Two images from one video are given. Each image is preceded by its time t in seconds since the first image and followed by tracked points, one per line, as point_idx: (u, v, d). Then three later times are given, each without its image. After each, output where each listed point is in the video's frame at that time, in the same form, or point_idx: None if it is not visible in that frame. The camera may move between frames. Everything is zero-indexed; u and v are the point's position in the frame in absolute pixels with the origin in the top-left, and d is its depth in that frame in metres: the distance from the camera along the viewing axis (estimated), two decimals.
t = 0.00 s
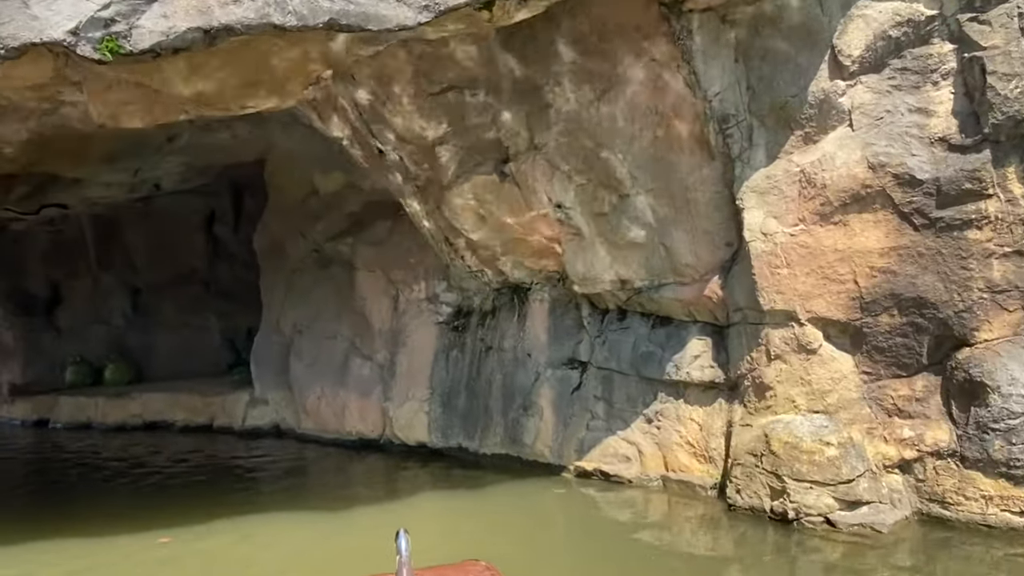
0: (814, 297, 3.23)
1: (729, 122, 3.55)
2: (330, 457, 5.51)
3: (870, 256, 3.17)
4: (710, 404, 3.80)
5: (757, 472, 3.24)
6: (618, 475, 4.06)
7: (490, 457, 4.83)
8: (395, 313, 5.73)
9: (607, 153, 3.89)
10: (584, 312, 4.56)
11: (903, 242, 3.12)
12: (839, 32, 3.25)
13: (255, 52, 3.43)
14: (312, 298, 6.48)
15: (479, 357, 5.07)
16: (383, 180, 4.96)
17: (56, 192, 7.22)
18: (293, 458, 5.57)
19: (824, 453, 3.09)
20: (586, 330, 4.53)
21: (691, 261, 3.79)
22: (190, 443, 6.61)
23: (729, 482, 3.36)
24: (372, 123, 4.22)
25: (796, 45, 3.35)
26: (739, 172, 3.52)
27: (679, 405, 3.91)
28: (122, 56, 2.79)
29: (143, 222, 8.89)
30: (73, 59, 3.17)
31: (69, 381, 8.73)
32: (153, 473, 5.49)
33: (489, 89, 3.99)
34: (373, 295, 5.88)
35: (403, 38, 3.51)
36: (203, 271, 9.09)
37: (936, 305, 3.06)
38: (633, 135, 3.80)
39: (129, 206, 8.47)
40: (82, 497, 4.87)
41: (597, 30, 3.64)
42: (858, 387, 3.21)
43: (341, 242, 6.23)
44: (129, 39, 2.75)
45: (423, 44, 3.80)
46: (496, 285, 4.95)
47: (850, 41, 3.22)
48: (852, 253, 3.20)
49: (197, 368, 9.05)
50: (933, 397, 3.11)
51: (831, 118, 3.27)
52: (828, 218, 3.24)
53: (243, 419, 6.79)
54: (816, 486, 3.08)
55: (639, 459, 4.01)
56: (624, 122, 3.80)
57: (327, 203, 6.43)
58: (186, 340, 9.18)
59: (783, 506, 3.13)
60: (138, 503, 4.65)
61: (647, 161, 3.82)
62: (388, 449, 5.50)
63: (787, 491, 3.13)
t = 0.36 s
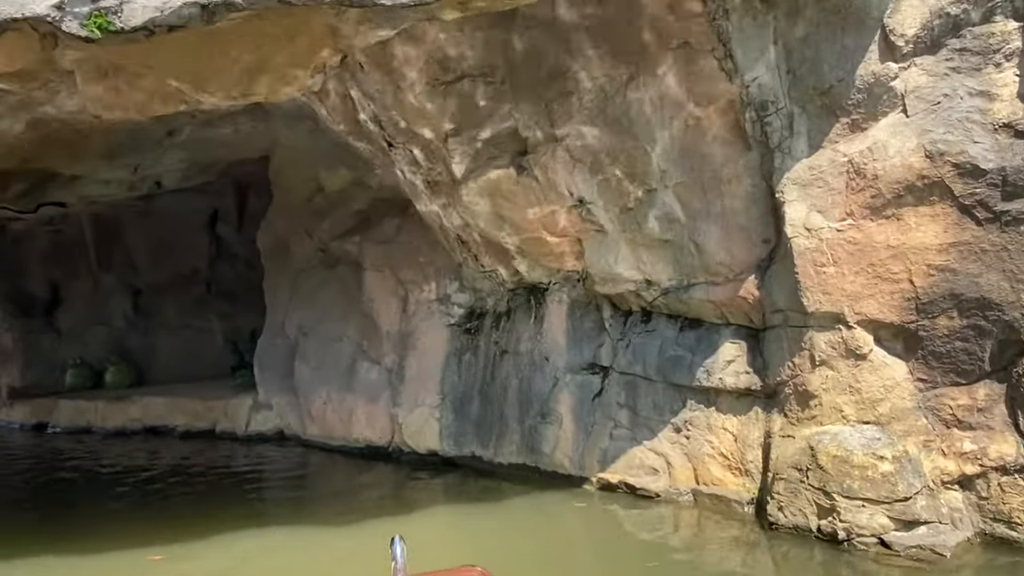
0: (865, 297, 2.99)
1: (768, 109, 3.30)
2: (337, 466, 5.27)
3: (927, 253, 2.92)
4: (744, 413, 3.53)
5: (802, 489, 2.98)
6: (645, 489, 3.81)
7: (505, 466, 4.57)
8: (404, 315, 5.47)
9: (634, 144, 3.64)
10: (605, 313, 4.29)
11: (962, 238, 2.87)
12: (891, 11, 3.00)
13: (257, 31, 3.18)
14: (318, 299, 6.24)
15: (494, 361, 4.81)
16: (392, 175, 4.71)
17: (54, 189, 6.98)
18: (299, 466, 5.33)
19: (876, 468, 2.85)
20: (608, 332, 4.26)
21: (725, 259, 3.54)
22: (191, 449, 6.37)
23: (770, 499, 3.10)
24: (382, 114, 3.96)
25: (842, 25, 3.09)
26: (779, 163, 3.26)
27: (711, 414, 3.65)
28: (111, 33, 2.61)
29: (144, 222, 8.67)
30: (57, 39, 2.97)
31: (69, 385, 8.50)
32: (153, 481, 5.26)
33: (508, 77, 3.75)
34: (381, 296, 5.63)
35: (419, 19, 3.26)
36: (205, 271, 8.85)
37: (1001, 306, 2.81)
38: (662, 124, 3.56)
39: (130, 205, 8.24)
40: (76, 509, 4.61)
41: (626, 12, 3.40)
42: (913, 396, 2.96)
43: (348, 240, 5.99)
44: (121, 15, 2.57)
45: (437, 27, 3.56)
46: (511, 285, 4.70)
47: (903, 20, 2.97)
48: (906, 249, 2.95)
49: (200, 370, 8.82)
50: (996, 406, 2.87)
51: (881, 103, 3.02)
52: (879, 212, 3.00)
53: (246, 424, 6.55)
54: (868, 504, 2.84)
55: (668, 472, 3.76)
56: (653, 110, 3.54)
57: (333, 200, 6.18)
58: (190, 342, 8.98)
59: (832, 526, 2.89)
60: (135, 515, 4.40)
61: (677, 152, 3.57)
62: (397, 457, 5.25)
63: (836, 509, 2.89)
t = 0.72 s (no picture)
0: (911, 295, 2.79)
1: (803, 95, 3.10)
2: (340, 470, 5.06)
3: (979, 248, 2.72)
4: (775, 418, 3.32)
5: (842, 501, 2.78)
6: (668, 499, 3.59)
7: (516, 473, 4.36)
8: (410, 314, 5.27)
9: (658, 132, 3.43)
10: (622, 313, 4.07)
11: (1017, 233, 2.67)
12: None
13: (256, 6, 3.03)
14: (320, 297, 6.04)
15: (504, 363, 4.60)
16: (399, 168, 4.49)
17: (48, 184, 6.78)
18: (301, 470, 5.12)
19: (924, 480, 2.67)
20: (625, 333, 4.04)
21: (754, 255, 3.33)
22: (189, 452, 6.16)
23: (806, 512, 2.90)
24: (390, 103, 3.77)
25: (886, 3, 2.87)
26: (814, 153, 3.06)
27: (738, 419, 3.45)
28: (98, 6, 2.82)
29: (143, 218, 8.50)
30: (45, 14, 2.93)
31: (65, 384, 8.29)
32: (150, 486, 5.05)
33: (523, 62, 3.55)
34: (385, 294, 5.41)
35: None
36: (204, 269, 8.64)
37: None
38: (688, 111, 3.33)
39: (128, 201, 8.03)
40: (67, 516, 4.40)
41: None
42: (963, 402, 2.76)
43: (352, 236, 5.79)
44: None
45: (449, 8, 3.36)
46: (523, 282, 4.49)
47: None
48: (955, 245, 2.76)
49: (198, 370, 8.62)
50: None
51: (927, 87, 2.82)
52: (926, 204, 2.80)
53: (246, 426, 6.34)
54: (916, 518, 2.65)
55: (691, 480, 3.55)
56: (679, 97, 3.33)
57: (336, 195, 5.97)
58: (188, 341, 8.75)
59: (876, 542, 2.70)
60: (130, 523, 4.20)
61: (704, 140, 3.36)
62: (403, 462, 5.05)
63: (881, 524, 2.69)
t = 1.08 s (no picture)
0: (964, 291, 2.57)
1: (843, 75, 2.89)
2: (340, 474, 4.83)
3: None
4: (807, 423, 3.10)
5: (888, 515, 2.58)
6: (691, 507, 3.37)
7: (525, 478, 4.13)
8: (413, 311, 5.03)
9: (683, 116, 3.21)
10: (639, 310, 3.84)
11: None
12: None
13: None
14: (320, 292, 5.82)
15: (513, 362, 4.36)
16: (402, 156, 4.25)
17: (36, 175, 6.54)
18: (298, 474, 4.89)
19: (979, 493, 2.46)
20: (643, 331, 3.81)
21: (787, 248, 3.11)
22: (182, 452, 5.93)
23: (847, 526, 2.70)
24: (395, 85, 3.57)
25: None
26: (855, 137, 2.85)
27: (767, 423, 3.22)
28: None
29: (136, 212, 8.22)
30: None
31: (56, 381, 8.07)
32: (141, 489, 4.82)
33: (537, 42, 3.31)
34: (387, 289, 5.17)
35: None
36: (199, 264, 8.38)
37: None
38: (717, 93, 3.11)
39: (119, 194, 7.77)
40: (49, 523, 4.17)
41: None
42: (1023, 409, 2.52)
43: (351, 229, 5.54)
44: None
45: None
46: (533, 277, 4.25)
47: None
48: (1014, 237, 2.52)
49: (193, 367, 8.38)
50: None
51: (982, 66, 2.58)
52: (982, 192, 2.57)
53: (241, 426, 6.10)
54: (972, 535, 2.45)
55: (716, 489, 3.32)
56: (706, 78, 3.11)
57: (336, 186, 5.74)
58: (182, 338, 8.50)
59: (928, 560, 2.49)
60: (119, 530, 3.97)
61: (732, 125, 3.14)
62: (405, 465, 4.82)
63: (934, 540, 2.49)
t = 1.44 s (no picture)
0: (1018, 285, 2.39)
1: (882, 54, 2.67)
2: (336, 476, 4.61)
3: None
4: (839, 427, 2.90)
5: (935, 531, 2.43)
6: (712, 517, 3.15)
7: (532, 484, 3.91)
8: (413, 307, 4.81)
9: (706, 99, 3.00)
10: (653, 306, 3.62)
11: None
12: None
13: None
14: (317, 287, 5.60)
15: (519, 361, 4.15)
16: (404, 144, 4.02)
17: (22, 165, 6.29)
18: (292, 476, 4.67)
19: None
20: (658, 329, 3.59)
21: (818, 241, 2.90)
22: (173, 453, 5.70)
23: (887, 540, 2.54)
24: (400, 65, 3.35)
25: None
26: (896, 120, 2.63)
27: (793, 428, 3.02)
28: None
29: (126, 204, 7.97)
30: None
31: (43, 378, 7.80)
32: (128, 492, 4.59)
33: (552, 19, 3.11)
34: (386, 284, 4.95)
35: None
36: (192, 258, 8.15)
37: None
38: (744, 73, 2.90)
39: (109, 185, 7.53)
40: (29, 528, 3.94)
41: None
42: None
43: (348, 222, 5.31)
44: None
45: None
46: (541, 271, 4.03)
47: None
48: None
49: (185, 364, 8.14)
50: None
51: None
52: None
53: (234, 426, 5.87)
54: None
55: (739, 497, 3.12)
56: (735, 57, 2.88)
57: (332, 176, 5.51)
58: (173, 334, 8.24)
59: None
60: (106, 538, 3.73)
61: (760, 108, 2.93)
62: (406, 467, 4.61)
63: (987, 558, 2.33)
